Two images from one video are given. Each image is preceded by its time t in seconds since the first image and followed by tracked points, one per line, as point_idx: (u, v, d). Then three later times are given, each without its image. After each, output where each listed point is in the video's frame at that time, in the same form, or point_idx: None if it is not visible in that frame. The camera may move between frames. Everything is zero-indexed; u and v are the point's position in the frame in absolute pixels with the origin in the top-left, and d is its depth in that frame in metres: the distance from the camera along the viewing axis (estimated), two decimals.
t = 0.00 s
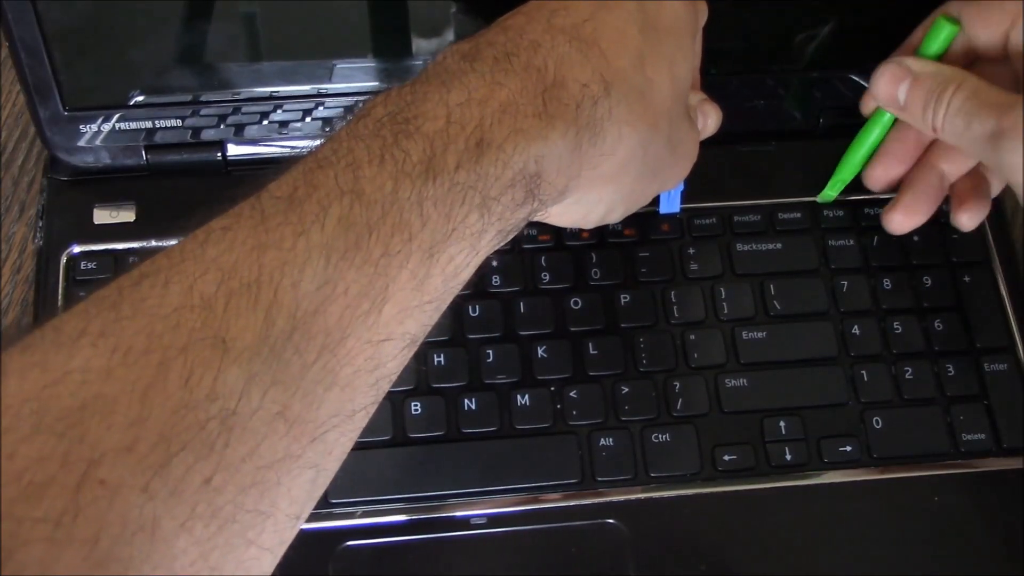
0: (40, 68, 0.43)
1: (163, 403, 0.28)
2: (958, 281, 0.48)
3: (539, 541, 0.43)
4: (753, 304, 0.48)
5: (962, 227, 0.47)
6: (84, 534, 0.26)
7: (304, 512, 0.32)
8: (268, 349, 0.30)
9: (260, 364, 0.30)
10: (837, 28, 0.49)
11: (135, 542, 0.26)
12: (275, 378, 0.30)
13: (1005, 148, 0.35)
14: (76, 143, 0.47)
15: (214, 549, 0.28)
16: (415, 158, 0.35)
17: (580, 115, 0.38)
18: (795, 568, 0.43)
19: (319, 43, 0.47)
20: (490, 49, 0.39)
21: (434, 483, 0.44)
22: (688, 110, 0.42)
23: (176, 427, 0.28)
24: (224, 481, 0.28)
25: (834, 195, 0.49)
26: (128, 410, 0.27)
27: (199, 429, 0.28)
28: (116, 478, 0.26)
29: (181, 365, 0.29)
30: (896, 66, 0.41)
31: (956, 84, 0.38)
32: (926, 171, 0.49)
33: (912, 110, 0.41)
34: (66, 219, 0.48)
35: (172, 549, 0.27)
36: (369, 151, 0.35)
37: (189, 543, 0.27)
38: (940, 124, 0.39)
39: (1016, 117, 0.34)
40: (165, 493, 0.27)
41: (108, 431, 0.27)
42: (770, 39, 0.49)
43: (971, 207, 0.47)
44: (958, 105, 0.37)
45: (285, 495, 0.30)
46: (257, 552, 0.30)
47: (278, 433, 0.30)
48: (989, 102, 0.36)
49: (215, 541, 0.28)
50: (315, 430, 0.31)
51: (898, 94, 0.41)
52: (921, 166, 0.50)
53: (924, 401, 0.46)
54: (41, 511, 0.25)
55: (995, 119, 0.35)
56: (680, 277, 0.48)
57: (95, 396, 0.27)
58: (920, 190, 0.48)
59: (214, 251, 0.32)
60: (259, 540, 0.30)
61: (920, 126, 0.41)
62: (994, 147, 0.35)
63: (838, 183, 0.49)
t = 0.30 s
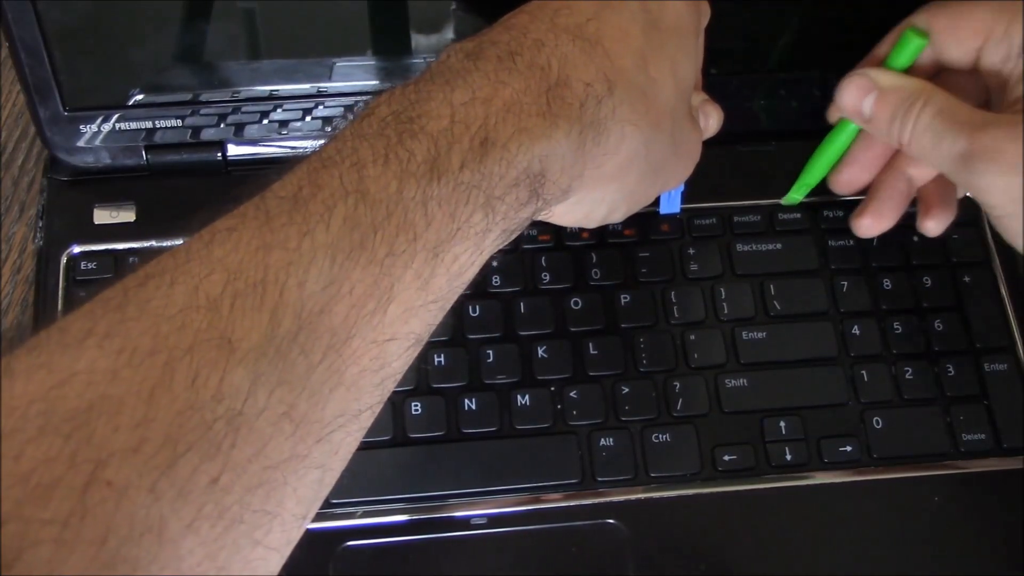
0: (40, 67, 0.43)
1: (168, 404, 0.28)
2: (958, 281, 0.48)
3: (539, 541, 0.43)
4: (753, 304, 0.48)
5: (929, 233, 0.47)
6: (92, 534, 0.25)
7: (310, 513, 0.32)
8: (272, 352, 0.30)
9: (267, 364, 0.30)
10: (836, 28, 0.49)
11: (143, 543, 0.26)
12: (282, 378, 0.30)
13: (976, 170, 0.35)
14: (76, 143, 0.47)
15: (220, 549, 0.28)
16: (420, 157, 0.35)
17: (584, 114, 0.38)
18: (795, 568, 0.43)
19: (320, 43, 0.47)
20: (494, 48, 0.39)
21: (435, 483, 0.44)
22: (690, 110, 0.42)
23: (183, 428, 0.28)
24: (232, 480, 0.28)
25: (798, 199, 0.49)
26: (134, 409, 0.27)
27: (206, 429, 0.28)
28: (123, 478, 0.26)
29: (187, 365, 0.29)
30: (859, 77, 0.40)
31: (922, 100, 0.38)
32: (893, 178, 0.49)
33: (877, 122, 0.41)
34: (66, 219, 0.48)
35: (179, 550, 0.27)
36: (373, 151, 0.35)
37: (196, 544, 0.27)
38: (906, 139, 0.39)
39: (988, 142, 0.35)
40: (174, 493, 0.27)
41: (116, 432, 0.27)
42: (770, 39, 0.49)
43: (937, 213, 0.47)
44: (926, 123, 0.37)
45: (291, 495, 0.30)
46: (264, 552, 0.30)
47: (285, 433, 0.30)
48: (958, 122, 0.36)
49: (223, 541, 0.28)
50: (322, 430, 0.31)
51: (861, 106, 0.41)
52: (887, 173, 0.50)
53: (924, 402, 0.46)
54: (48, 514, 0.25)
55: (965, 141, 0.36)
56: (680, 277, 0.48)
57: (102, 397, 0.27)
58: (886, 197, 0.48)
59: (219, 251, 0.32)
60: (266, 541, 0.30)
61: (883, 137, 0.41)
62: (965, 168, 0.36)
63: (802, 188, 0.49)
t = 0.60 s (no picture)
0: (41, 68, 0.43)
1: (170, 407, 0.28)
2: (958, 281, 0.48)
3: (540, 541, 0.43)
4: (753, 305, 0.48)
5: (899, 231, 0.46)
6: (93, 538, 0.26)
7: (312, 516, 0.32)
8: (273, 354, 0.30)
9: (269, 366, 0.30)
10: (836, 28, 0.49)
11: (144, 547, 0.26)
12: (283, 380, 0.30)
13: (940, 202, 0.37)
14: (76, 142, 0.47)
15: (221, 551, 0.28)
16: (420, 159, 0.35)
17: (584, 115, 0.38)
18: (796, 568, 0.43)
19: (320, 43, 0.47)
20: (494, 49, 0.39)
21: (435, 483, 0.44)
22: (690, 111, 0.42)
23: (184, 431, 0.28)
24: (233, 484, 0.28)
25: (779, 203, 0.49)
26: (135, 414, 0.27)
27: (207, 432, 0.28)
28: (124, 483, 0.26)
29: (189, 367, 0.29)
30: (807, 112, 0.41)
31: (871, 133, 0.38)
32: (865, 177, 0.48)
33: (830, 153, 0.41)
34: (66, 220, 0.48)
35: (181, 552, 0.27)
36: (373, 153, 0.35)
37: (197, 546, 0.27)
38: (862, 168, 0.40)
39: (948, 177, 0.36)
40: (175, 497, 0.27)
41: (117, 435, 0.27)
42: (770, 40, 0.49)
43: (903, 213, 0.45)
44: (880, 156, 0.38)
45: (294, 497, 0.30)
46: (266, 554, 0.30)
47: (287, 435, 0.30)
48: (911, 156, 0.37)
49: (224, 544, 0.28)
50: (323, 432, 0.31)
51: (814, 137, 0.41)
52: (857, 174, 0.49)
53: (924, 402, 0.46)
54: (50, 516, 0.25)
55: (924, 176, 0.37)
56: (681, 278, 0.48)
57: (103, 400, 0.27)
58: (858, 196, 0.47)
59: (219, 253, 0.32)
60: (268, 542, 0.30)
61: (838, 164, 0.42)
62: (927, 200, 0.37)
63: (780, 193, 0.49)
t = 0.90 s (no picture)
0: (41, 68, 0.43)
1: (167, 407, 0.28)
2: (959, 281, 0.48)
3: (540, 541, 0.43)
4: (754, 304, 0.48)
5: (862, 225, 0.48)
6: (92, 538, 0.26)
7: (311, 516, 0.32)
8: (271, 355, 0.30)
9: (267, 366, 0.30)
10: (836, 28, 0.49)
11: (140, 546, 0.26)
12: (281, 380, 0.30)
13: (917, 155, 0.38)
14: (76, 143, 0.47)
15: (219, 551, 0.28)
16: (417, 159, 0.35)
17: (583, 114, 0.38)
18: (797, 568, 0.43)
19: (320, 43, 0.47)
20: (493, 48, 0.39)
21: (434, 483, 0.44)
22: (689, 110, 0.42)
23: (182, 431, 0.28)
24: (230, 484, 0.28)
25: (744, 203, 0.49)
26: (133, 416, 0.27)
27: (204, 432, 0.28)
28: (121, 482, 0.26)
29: (185, 368, 0.29)
30: (786, 81, 0.42)
31: (851, 94, 0.39)
32: (833, 172, 0.50)
33: (811, 121, 0.42)
34: (66, 220, 0.48)
35: (179, 552, 0.27)
36: (371, 153, 0.35)
37: (195, 545, 0.27)
38: (842, 133, 0.41)
39: (924, 128, 0.37)
40: (171, 497, 0.27)
41: (114, 435, 0.27)
42: (769, 39, 0.49)
43: (868, 206, 0.47)
44: (859, 116, 0.39)
45: (291, 497, 0.30)
46: (264, 553, 0.30)
47: (283, 435, 0.30)
48: (889, 112, 0.38)
49: (221, 543, 0.28)
50: (321, 432, 0.31)
51: (793, 107, 0.42)
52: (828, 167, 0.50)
53: (924, 401, 0.46)
54: (48, 517, 0.25)
55: (901, 129, 0.38)
56: (681, 277, 0.48)
57: (101, 400, 0.27)
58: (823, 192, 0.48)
59: (217, 254, 0.32)
60: (266, 542, 0.30)
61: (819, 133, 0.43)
62: (905, 154, 0.38)
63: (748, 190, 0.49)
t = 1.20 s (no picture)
0: (40, 68, 0.43)
1: (164, 408, 0.28)
2: (958, 281, 0.48)
3: (540, 541, 0.43)
4: (753, 304, 0.48)
5: (849, 228, 0.48)
6: (90, 539, 0.26)
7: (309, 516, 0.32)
8: (267, 357, 0.30)
9: (262, 367, 0.30)
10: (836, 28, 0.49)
11: (136, 548, 0.26)
12: (275, 381, 0.30)
13: (896, 164, 0.38)
14: (76, 143, 0.47)
15: (217, 553, 0.28)
16: (414, 159, 0.35)
17: (579, 115, 0.38)
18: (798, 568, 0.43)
19: (320, 44, 0.47)
20: (489, 49, 0.39)
21: (434, 483, 0.44)
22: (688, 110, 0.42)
23: (177, 433, 0.28)
24: (226, 485, 0.28)
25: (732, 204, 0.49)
26: (129, 416, 0.27)
27: (200, 433, 0.28)
28: (119, 484, 0.26)
29: (181, 371, 0.29)
30: (765, 91, 0.43)
31: (827, 104, 0.40)
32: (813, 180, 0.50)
33: (790, 129, 0.43)
34: (66, 220, 0.48)
35: (176, 553, 0.27)
36: (367, 154, 0.35)
37: (191, 547, 0.27)
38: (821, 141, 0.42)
39: (900, 137, 0.38)
40: (168, 498, 0.27)
41: (111, 436, 0.27)
42: (769, 40, 0.49)
43: (852, 208, 0.47)
44: (836, 125, 0.40)
45: (288, 498, 0.30)
46: (260, 556, 0.30)
47: (280, 436, 0.30)
48: (864, 120, 0.39)
49: (216, 546, 0.28)
50: (318, 432, 0.31)
51: (773, 116, 0.43)
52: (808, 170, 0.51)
53: (924, 401, 0.46)
54: (44, 519, 0.25)
55: (878, 138, 0.38)
56: (680, 278, 0.48)
57: (98, 402, 0.27)
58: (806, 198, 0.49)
59: (214, 256, 0.32)
60: (262, 543, 0.30)
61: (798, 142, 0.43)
62: (883, 163, 0.39)
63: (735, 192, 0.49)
